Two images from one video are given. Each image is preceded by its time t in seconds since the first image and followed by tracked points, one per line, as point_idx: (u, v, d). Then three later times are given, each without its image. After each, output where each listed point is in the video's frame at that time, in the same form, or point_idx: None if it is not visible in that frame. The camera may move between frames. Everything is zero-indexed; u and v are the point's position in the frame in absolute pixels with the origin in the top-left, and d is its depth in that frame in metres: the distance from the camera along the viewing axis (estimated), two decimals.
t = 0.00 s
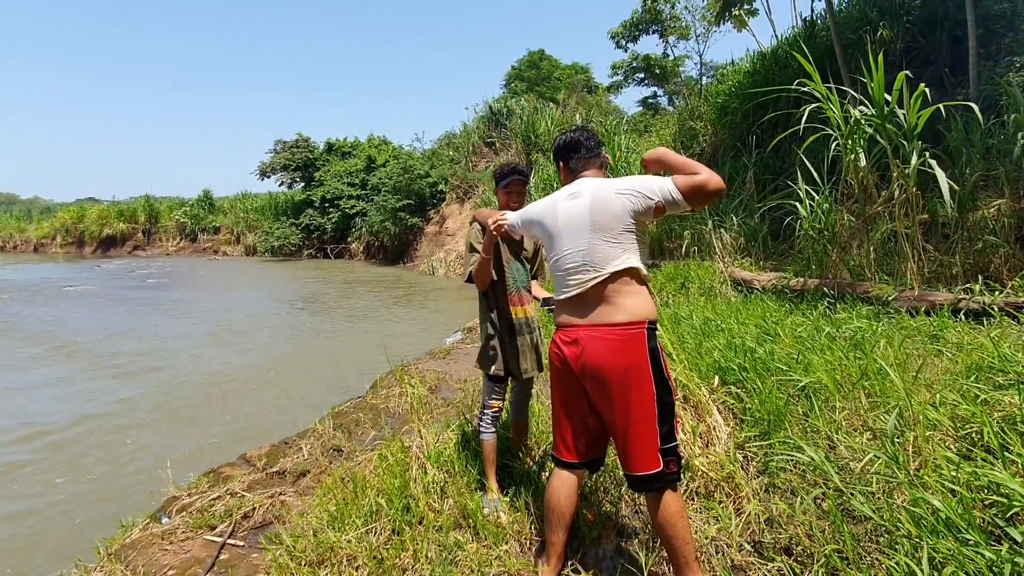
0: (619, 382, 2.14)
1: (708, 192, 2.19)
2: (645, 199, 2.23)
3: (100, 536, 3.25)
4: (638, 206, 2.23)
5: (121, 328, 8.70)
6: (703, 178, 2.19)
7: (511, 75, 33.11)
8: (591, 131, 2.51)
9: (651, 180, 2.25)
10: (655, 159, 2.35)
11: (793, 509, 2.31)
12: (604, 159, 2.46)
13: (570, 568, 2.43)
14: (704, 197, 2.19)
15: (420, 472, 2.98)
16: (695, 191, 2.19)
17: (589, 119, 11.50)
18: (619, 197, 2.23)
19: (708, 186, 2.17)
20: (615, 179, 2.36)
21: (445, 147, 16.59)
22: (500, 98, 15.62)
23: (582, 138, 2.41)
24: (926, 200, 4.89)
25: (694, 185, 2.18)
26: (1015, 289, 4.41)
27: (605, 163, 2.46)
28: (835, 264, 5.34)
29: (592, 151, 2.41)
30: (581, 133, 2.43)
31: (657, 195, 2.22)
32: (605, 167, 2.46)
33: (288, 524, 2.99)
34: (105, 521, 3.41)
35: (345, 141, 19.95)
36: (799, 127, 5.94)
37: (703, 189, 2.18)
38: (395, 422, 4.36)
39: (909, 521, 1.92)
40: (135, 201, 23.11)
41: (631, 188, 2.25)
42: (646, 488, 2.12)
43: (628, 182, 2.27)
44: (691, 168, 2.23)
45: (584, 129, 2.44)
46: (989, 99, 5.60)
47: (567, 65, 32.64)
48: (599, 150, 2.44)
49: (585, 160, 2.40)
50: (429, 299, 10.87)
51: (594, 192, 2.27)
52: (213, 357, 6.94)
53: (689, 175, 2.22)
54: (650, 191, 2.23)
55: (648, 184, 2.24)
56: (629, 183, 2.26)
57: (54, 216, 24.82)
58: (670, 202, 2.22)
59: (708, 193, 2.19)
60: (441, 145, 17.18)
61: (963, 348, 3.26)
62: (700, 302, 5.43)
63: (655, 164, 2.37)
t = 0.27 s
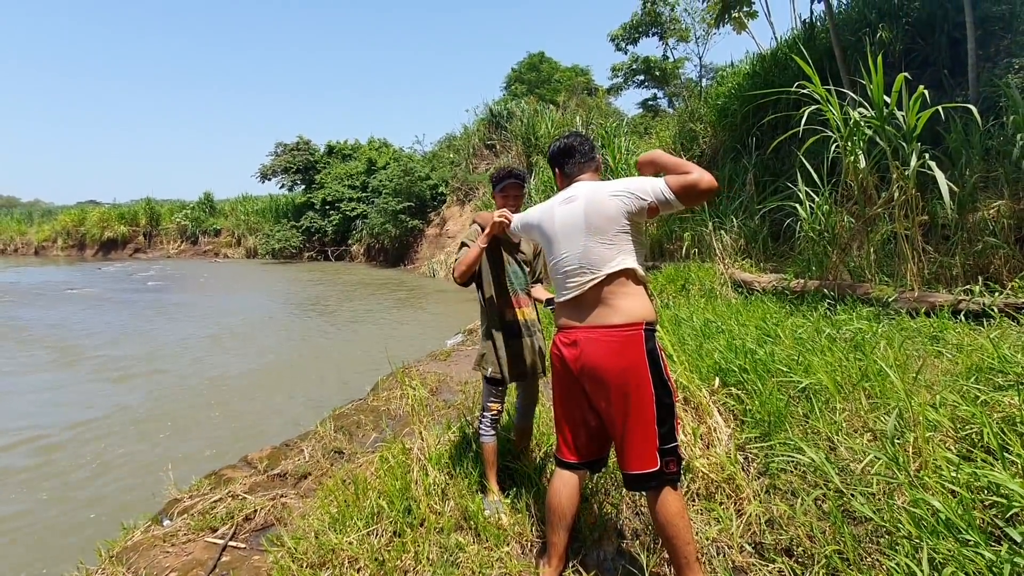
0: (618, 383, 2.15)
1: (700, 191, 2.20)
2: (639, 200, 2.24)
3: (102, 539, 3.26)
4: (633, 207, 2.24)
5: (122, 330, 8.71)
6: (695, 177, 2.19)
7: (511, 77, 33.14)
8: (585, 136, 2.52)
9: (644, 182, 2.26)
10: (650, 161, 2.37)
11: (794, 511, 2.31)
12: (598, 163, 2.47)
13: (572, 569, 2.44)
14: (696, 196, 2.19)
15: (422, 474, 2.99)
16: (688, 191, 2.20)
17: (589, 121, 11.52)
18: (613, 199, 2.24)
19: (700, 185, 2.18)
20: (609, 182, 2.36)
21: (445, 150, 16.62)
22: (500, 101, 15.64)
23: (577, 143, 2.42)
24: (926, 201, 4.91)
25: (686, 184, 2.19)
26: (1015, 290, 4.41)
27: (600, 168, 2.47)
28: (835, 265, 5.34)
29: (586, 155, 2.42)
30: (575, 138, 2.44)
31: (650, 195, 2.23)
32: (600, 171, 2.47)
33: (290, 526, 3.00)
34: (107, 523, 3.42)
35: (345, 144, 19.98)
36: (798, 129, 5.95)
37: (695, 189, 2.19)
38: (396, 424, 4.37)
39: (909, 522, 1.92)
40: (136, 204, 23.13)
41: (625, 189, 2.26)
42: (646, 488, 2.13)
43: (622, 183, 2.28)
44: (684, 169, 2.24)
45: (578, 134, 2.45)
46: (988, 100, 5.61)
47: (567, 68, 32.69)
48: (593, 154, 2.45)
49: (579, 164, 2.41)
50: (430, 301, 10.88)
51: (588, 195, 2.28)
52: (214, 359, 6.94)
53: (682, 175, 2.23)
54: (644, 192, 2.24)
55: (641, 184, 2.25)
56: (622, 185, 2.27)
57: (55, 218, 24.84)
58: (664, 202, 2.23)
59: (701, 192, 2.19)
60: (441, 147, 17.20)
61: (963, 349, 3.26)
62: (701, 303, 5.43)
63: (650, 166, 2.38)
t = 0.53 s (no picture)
0: (619, 383, 2.15)
1: (698, 192, 2.20)
2: (638, 201, 2.25)
3: (102, 541, 3.26)
4: (631, 208, 2.25)
5: (123, 333, 8.72)
6: (692, 178, 2.20)
7: (510, 79, 33.16)
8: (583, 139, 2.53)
9: (643, 183, 2.26)
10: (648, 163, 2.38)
11: (793, 511, 2.31)
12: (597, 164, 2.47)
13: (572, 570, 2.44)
14: (694, 197, 2.20)
15: (422, 475, 2.99)
16: (685, 191, 2.21)
17: (589, 123, 11.53)
18: (611, 200, 2.25)
19: (698, 186, 2.18)
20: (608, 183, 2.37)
21: (445, 151, 16.63)
22: (500, 103, 15.68)
23: (574, 145, 2.43)
24: (925, 202, 4.91)
25: (684, 185, 2.20)
26: (1014, 290, 4.42)
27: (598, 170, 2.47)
28: (835, 266, 5.34)
29: (584, 157, 2.43)
30: (572, 140, 2.45)
31: (648, 196, 2.24)
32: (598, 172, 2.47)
33: (290, 528, 3.00)
34: (108, 525, 3.42)
35: (345, 146, 19.99)
36: (797, 130, 5.96)
37: (693, 189, 2.19)
38: (396, 426, 4.37)
39: (908, 522, 1.92)
40: (136, 207, 23.15)
41: (623, 190, 2.26)
42: (646, 487, 2.13)
43: (621, 185, 2.28)
44: (681, 170, 2.25)
45: (575, 136, 2.46)
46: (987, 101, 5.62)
47: (566, 69, 32.71)
48: (591, 156, 2.45)
49: (577, 166, 2.42)
50: (430, 303, 10.88)
51: (587, 196, 2.29)
52: (214, 361, 6.95)
53: (680, 175, 2.24)
54: (642, 193, 2.25)
55: (640, 186, 2.26)
56: (621, 186, 2.28)
57: (55, 221, 24.87)
58: (662, 203, 2.23)
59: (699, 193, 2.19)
60: (441, 149, 17.22)
61: (962, 349, 3.27)
62: (700, 304, 5.44)
63: (648, 167, 2.39)
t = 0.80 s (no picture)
0: (621, 384, 2.15)
1: (701, 195, 2.20)
2: (641, 203, 2.25)
3: (104, 544, 3.26)
4: (634, 210, 2.25)
5: (123, 336, 8.72)
6: (695, 179, 2.20)
7: (510, 80, 33.18)
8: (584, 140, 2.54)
9: (646, 185, 2.26)
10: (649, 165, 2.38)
11: (795, 512, 2.31)
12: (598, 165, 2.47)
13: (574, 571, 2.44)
14: (697, 200, 2.20)
15: (422, 477, 2.99)
16: (689, 194, 2.21)
17: (588, 124, 11.54)
18: (615, 202, 2.25)
19: (701, 189, 2.19)
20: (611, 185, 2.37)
21: (445, 153, 16.64)
22: (499, 104, 15.70)
23: (575, 146, 2.44)
24: (925, 201, 4.91)
25: (687, 188, 2.20)
26: (1014, 290, 4.42)
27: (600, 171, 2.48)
28: (835, 266, 5.34)
29: (585, 158, 2.43)
30: (573, 141, 2.45)
31: (651, 199, 2.24)
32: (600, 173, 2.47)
33: (291, 530, 3.00)
34: (109, 528, 3.42)
35: (345, 148, 20.00)
36: (796, 130, 5.96)
37: (696, 192, 2.20)
38: (397, 427, 4.37)
39: (909, 522, 1.92)
40: (136, 209, 23.17)
41: (627, 193, 2.27)
42: (649, 488, 2.13)
43: (624, 187, 2.28)
44: (684, 171, 2.25)
45: (576, 137, 2.47)
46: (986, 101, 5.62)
47: (566, 70, 32.73)
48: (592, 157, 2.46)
49: (579, 167, 2.42)
50: (431, 304, 10.88)
51: (590, 198, 2.29)
52: (215, 364, 6.95)
53: (683, 178, 2.24)
54: (645, 195, 2.25)
55: (643, 188, 2.26)
56: (624, 188, 2.28)
57: (56, 224, 24.89)
58: (665, 205, 2.24)
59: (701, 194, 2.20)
60: (441, 151, 17.23)
61: (963, 349, 3.27)
62: (701, 305, 5.45)
63: (650, 169, 2.39)
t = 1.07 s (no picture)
0: (622, 386, 2.15)
1: (702, 195, 2.21)
2: (641, 204, 2.24)
3: (103, 548, 3.25)
4: (635, 211, 2.24)
5: (123, 338, 8.72)
6: (695, 180, 2.21)
7: (509, 82, 33.18)
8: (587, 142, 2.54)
9: (646, 185, 2.26)
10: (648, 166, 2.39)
11: (797, 514, 2.30)
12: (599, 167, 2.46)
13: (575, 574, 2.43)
14: (697, 200, 2.20)
15: (423, 480, 2.98)
16: (689, 194, 2.21)
17: (588, 125, 11.53)
18: (615, 203, 2.24)
19: (702, 189, 2.19)
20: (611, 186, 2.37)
21: (444, 154, 16.64)
22: (499, 105, 15.71)
23: (577, 146, 2.43)
24: (925, 201, 4.90)
25: (687, 188, 2.20)
26: (1015, 290, 4.41)
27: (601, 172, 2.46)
28: (835, 266, 5.33)
29: (586, 159, 2.42)
30: (575, 141, 2.45)
31: (652, 199, 2.24)
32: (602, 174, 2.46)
33: (292, 534, 2.99)
34: (109, 531, 3.41)
35: (344, 150, 20.00)
36: (796, 130, 5.95)
37: (696, 192, 2.20)
38: (397, 430, 4.36)
39: (913, 524, 1.91)
40: (136, 212, 23.17)
41: (626, 194, 2.26)
42: (651, 490, 2.12)
43: (624, 187, 2.28)
44: (683, 172, 2.26)
45: (578, 137, 2.46)
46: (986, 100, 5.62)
47: (565, 71, 32.73)
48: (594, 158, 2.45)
49: (580, 168, 2.41)
50: (431, 306, 10.88)
51: (591, 199, 2.28)
52: (215, 366, 6.94)
53: (684, 178, 2.24)
54: (645, 195, 2.25)
55: (643, 188, 2.25)
56: (624, 189, 2.27)
57: (56, 227, 24.89)
58: (665, 205, 2.23)
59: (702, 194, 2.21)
60: (440, 152, 17.23)
61: (964, 349, 3.26)
62: (701, 305, 5.44)
63: (650, 171, 2.39)
